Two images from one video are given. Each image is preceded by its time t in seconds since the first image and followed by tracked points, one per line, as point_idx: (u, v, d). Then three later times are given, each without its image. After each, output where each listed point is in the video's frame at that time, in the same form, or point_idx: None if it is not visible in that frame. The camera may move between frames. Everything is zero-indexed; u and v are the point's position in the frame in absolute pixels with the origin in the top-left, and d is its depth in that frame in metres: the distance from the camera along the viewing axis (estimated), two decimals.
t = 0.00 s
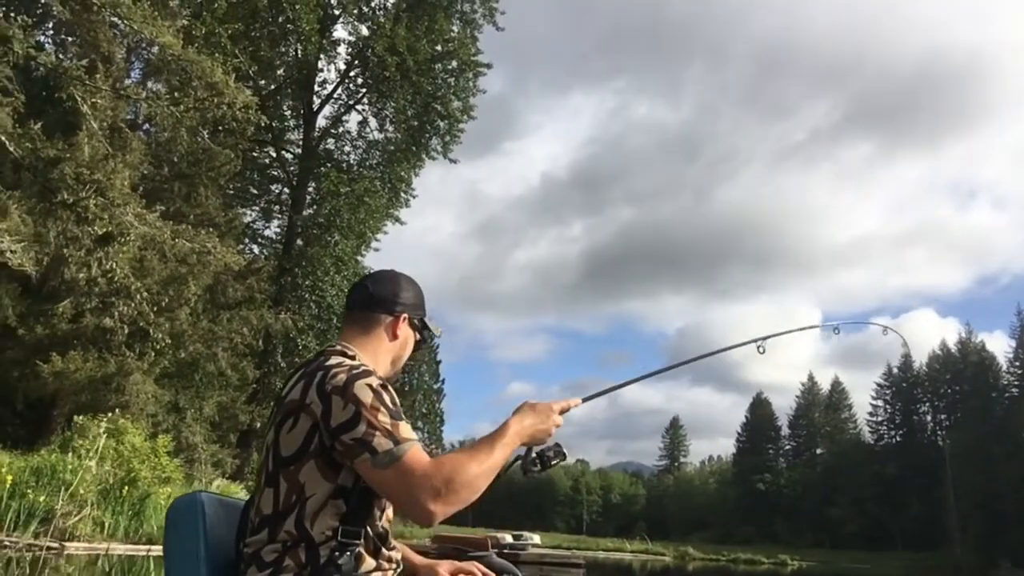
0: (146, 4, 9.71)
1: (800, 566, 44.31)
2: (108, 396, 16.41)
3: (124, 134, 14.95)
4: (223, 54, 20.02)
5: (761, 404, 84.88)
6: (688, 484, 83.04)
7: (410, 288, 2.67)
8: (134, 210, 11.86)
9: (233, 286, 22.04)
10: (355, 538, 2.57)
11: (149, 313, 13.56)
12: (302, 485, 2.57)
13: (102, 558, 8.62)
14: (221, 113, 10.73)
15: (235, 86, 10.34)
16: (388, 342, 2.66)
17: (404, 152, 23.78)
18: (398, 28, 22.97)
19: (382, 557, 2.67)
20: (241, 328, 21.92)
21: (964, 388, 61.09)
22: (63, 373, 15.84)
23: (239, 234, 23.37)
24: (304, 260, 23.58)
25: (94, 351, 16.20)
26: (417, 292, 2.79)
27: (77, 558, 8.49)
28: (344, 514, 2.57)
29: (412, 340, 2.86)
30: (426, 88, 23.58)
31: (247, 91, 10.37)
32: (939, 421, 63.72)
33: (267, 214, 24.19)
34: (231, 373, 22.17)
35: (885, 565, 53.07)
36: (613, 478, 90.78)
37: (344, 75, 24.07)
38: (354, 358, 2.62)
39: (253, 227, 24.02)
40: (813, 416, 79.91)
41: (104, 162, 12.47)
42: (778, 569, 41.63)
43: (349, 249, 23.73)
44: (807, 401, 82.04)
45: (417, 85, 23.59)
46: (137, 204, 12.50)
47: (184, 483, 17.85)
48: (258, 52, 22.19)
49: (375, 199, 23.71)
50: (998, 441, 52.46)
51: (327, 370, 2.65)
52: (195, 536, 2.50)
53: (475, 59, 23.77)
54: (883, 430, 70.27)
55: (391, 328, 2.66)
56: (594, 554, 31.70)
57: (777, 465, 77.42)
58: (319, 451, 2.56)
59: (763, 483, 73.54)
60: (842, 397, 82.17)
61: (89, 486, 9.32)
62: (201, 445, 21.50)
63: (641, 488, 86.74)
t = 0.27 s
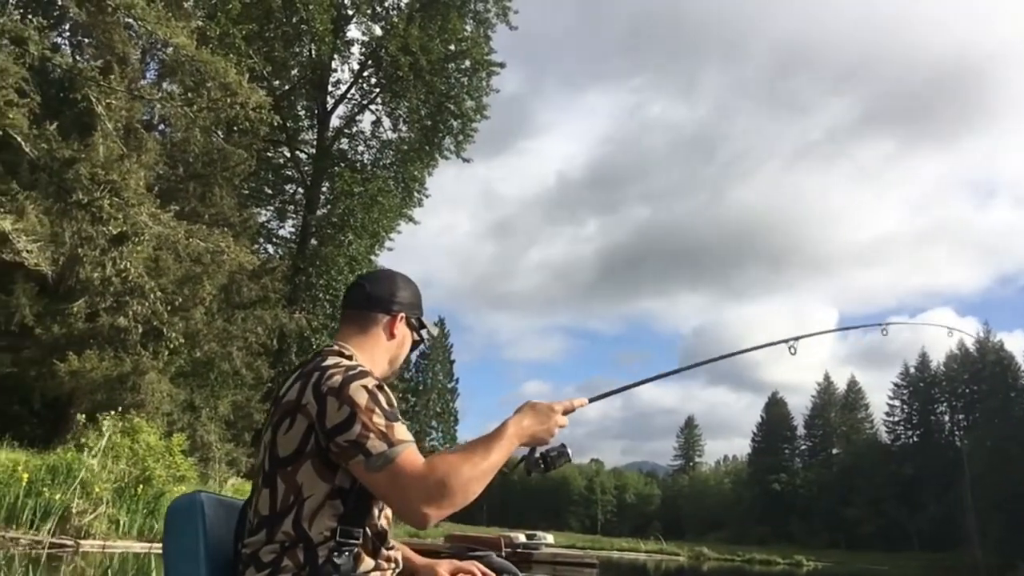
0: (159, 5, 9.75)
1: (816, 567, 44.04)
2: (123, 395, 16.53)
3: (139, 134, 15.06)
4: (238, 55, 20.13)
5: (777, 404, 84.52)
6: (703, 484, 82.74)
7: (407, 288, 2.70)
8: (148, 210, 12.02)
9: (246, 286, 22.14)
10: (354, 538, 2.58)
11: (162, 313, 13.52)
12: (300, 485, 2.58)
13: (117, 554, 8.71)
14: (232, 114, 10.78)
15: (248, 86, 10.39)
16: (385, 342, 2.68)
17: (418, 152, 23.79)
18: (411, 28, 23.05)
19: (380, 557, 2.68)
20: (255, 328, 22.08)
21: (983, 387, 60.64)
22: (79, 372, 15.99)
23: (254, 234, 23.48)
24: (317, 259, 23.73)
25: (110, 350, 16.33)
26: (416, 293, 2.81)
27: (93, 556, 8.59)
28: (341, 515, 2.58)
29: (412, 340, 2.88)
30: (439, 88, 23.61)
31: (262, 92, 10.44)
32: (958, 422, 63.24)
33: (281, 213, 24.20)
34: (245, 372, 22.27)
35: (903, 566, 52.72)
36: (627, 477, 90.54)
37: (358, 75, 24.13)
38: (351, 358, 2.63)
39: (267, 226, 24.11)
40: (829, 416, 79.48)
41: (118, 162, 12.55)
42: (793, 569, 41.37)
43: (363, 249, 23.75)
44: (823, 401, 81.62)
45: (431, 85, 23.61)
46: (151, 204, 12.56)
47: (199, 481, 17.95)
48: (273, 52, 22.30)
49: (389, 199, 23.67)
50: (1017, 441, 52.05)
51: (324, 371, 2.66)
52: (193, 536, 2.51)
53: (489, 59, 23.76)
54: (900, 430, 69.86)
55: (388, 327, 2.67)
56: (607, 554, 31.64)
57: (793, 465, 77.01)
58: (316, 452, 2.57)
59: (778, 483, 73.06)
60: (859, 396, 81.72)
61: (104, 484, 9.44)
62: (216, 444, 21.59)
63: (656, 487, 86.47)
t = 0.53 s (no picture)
0: (172, 10, 9.78)
1: (833, 568, 43.67)
2: (140, 397, 16.38)
3: (153, 139, 15.14)
4: (250, 59, 20.22)
5: (793, 404, 84.11)
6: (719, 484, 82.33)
7: (404, 285, 2.77)
8: (161, 213, 12.18)
9: (261, 288, 22.08)
10: (353, 537, 2.59)
11: (177, 316, 13.57)
12: (298, 485, 2.60)
13: (132, 557, 8.75)
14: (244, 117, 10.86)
15: (258, 90, 10.40)
16: (380, 340, 2.74)
17: (430, 154, 23.97)
18: (422, 31, 23.14)
19: (380, 554, 2.70)
20: (270, 330, 22.17)
21: (1003, 387, 60.14)
22: (96, 375, 16.10)
23: (268, 236, 23.59)
24: (331, 261, 23.79)
25: (125, 353, 16.42)
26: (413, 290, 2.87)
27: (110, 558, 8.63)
28: (340, 513, 2.59)
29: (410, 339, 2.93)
30: (451, 90, 23.67)
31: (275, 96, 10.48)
32: (977, 421, 62.91)
33: (295, 216, 24.29)
34: (260, 375, 22.35)
35: (924, 567, 52.36)
36: (643, 477, 90.20)
37: (370, 78, 24.21)
38: (347, 357, 2.68)
39: (281, 229, 24.21)
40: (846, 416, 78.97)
41: (131, 166, 12.56)
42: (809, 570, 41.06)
43: (376, 250, 23.86)
44: (839, 401, 81.15)
45: (443, 87, 23.69)
46: (164, 208, 12.65)
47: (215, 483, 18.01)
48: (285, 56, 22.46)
49: (402, 200, 23.99)
50: None
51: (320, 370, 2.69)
52: (192, 536, 2.52)
53: (500, 60, 23.79)
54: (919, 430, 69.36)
55: (382, 326, 2.74)
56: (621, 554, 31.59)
57: (810, 465, 76.53)
58: (314, 451, 2.59)
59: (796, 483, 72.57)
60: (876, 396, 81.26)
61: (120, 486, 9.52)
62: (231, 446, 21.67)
63: (672, 488, 86.10)
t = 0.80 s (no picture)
0: (185, 16, 9.82)
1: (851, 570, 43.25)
2: (155, 401, 16.65)
3: (167, 144, 15.24)
4: (263, 63, 20.32)
5: (809, 405, 83.62)
6: (735, 486, 81.86)
7: (401, 285, 2.82)
8: (175, 218, 12.30)
9: (275, 293, 22.31)
10: (352, 538, 2.60)
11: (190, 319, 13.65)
12: (295, 485, 2.60)
13: (148, 559, 8.82)
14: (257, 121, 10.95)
15: (271, 94, 10.45)
16: (377, 339, 2.77)
17: (442, 157, 23.91)
18: (434, 34, 23.23)
19: (379, 554, 2.71)
20: (284, 334, 22.24)
21: None
22: (112, 379, 16.19)
23: (282, 240, 23.70)
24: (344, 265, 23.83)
25: (141, 357, 16.50)
26: (411, 287, 2.91)
27: (126, 560, 8.66)
28: (339, 512, 2.60)
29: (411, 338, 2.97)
30: (463, 92, 23.70)
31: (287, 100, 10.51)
32: (996, 422, 62.55)
33: (308, 220, 24.36)
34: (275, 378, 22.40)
35: (945, 568, 51.99)
36: (658, 479, 89.80)
37: (382, 81, 24.27)
38: (344, 356, 2.70)
39: (295, 233, 24.28)
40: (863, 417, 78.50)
41: (144, 171, 12.58)
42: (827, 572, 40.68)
43: (389, 254, 23.78)
44: (856, 402, 80.66)
45: (455, 90, 23.72)
46: (178, 213, 12.75)
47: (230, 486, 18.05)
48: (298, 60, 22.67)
49: (415, 203, 23.92)
50: None
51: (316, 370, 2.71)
52: (192, 535, 2.53)
53: (512, 62, 23.85)
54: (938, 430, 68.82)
55: (377, 325, 2.77)
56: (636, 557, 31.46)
57: (827, 467, 76.10)
58: (310, 451, 2.60)
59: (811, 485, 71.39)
60: (893, 397, 80.79)
61: (136, 489, 9.60)
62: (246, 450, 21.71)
63: (687, 490, 85.67)
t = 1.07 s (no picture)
0: (199, 19, 9.85)
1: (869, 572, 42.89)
2: (172, 402, 16.77)
3: (184, 147, 15.33)
4: (278, 66, 20.40)
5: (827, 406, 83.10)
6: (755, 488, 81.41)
7: (400, 286, 2.81)
8: (191, 221, 12.38)
9: (291, 294, 22.42)
10: (353, 537, 2.61)
11: (206, 321, 13.75)
12: (299, 483, 2.61)
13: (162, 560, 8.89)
14: (271, 122, 11.03)
15: (286, 96, 10.49)
16: (377, 339, 2.77)
17: (457, 158, 23.96)
18: (447, 36, 23.26)
19: (379, 553, 2.71)
20: (299, 335, 22.33)
21: None
22: (129, 380, 16.28)
23: (298, 242, 23.80)
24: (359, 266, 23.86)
25: (158, 359, 16.60)
26: (413, 289, 2.88)
27: (141, 561, 8.72)
28: (341, 510, 2.61)
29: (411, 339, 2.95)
30: (477, 94, 23.73)
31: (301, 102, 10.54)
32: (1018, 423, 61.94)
33: (324, 221, 24.62)
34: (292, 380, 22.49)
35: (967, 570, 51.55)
36: (676, 481, 89.43)
37: (397, 83, 24.33)
38: (345, 355, 2.71)
39: (311, 234, 24.47)
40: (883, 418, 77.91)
41: (159, 173, 12.64)
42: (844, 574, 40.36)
43: (404, 256, 24.00)
44: (875, 403, 80.06)
45: (469, 91, 23.73)
46: (193, 214, 12.85)
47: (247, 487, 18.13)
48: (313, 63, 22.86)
49: (429, 204, 24.02)
50: None
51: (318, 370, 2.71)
52: (193, 535, 2.54)
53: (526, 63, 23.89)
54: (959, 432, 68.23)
55: (378, 325, 2.76)
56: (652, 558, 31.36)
57: (847, 468, 75.55)
58: (314, 450, 2.60)
59: (830, 487, 70.10)
60: (913, 398, 80.14)
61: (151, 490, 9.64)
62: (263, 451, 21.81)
63: (705, 491, 85.21)
